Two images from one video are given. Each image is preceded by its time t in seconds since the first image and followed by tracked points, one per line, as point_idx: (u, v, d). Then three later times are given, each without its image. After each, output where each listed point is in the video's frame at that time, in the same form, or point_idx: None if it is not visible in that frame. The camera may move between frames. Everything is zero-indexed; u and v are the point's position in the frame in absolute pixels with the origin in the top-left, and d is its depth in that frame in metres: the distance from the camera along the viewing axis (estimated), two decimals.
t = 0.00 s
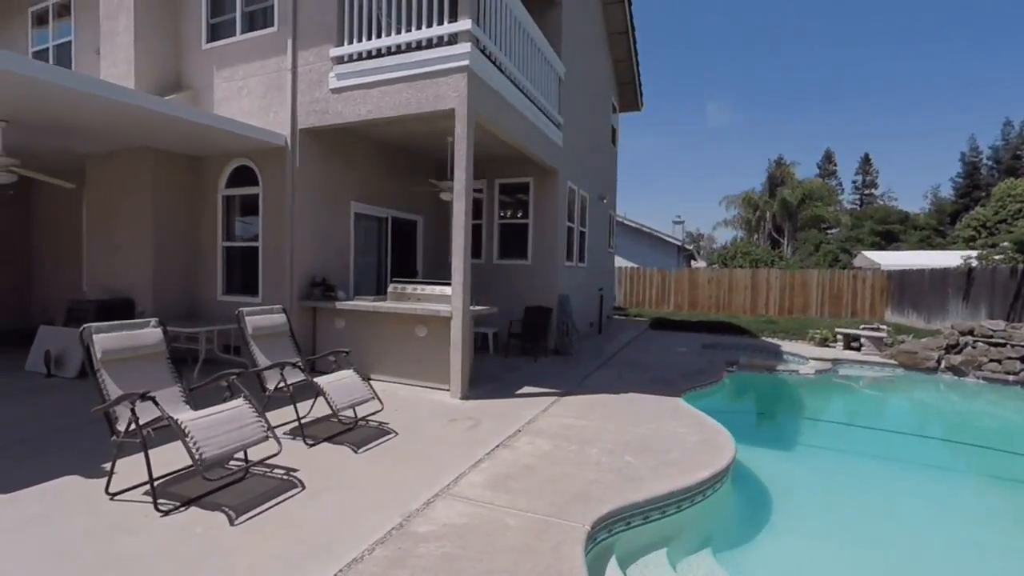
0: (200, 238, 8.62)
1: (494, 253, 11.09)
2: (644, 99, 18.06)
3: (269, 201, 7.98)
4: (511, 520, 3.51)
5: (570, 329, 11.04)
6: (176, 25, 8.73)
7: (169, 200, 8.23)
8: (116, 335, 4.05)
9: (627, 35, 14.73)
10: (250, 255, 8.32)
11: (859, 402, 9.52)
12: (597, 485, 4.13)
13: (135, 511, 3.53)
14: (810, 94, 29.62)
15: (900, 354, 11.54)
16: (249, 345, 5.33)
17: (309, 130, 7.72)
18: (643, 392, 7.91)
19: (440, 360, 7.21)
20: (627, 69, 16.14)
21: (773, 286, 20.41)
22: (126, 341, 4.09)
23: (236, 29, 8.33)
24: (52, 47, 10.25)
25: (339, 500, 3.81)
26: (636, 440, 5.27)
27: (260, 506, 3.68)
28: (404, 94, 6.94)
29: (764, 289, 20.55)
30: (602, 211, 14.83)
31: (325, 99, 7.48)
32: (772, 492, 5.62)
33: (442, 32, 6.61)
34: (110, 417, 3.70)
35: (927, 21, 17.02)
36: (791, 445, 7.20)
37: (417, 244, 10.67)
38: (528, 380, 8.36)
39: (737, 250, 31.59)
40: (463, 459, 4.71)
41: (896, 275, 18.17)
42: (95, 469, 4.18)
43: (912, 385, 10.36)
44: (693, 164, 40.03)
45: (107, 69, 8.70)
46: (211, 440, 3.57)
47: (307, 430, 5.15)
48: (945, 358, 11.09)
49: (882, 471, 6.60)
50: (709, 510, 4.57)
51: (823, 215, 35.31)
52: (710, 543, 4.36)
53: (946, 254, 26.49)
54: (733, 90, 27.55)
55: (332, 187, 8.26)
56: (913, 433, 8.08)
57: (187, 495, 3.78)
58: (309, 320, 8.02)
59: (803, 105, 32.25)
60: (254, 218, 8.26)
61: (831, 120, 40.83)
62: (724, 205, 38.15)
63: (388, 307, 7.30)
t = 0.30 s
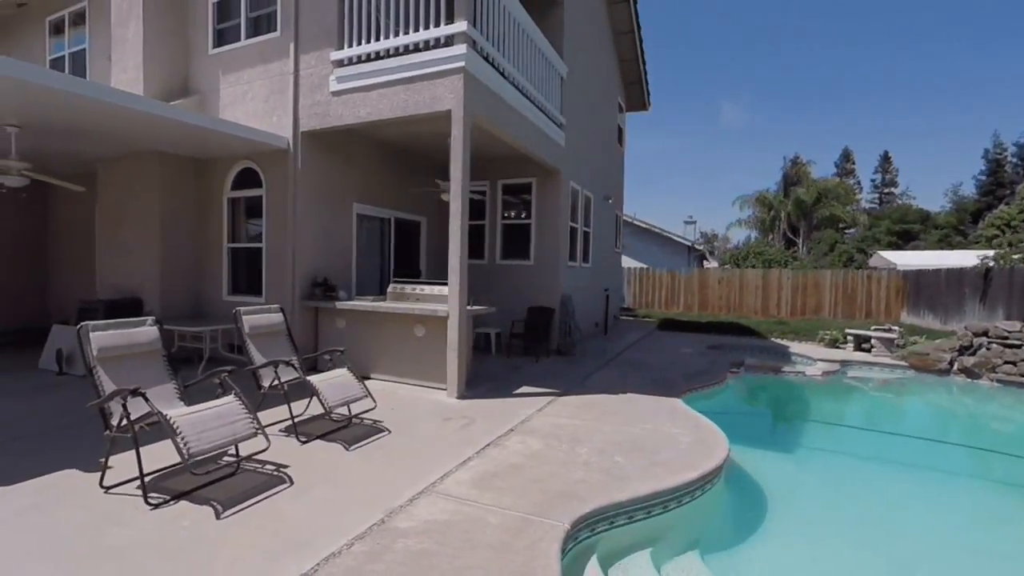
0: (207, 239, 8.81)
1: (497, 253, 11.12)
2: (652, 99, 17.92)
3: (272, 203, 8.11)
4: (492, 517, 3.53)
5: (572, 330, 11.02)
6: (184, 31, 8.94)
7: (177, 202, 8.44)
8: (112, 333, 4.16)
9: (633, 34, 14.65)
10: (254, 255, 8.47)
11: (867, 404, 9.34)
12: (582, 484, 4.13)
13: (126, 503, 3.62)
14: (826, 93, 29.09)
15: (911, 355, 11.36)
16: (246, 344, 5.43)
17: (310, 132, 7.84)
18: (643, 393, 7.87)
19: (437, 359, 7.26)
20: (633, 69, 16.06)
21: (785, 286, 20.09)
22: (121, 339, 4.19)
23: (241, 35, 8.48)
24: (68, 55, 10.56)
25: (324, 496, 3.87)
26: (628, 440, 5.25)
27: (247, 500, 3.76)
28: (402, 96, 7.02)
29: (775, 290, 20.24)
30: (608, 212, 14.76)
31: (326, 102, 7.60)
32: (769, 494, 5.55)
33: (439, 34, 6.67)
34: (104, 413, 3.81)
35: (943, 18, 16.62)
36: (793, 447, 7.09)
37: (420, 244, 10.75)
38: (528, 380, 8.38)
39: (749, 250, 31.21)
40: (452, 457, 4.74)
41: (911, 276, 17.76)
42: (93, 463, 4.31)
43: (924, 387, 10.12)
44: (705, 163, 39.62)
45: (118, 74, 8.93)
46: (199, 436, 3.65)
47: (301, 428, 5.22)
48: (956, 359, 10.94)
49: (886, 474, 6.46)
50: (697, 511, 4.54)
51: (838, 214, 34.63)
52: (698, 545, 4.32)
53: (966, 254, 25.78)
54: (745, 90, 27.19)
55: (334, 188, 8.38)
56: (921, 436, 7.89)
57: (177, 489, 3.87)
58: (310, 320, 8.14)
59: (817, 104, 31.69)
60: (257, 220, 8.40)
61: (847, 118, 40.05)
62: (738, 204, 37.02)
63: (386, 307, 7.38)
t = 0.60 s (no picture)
0: (217, 239, 9.02)
1: (502, 254, 11.16)
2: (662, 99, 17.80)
3: (279, 203, 8.28)
4: (476, 515, 3.58)
5: (577, 330, 11.01)
6: (197, 37, 9.18)
7: (189, 203, 8.67)
8: (116, 331, 4.31)
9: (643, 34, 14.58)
10: (261, 256, 8.65)
11: (877, 409, 9.15)
12: (570, 484, 4.15)
13: (125, 494, 3.75)
14: (845, 96, 28.53)
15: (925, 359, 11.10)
16: (248, 342, 5.57)
17: (316, 134, 7.99)
18: (644, 394, 7.84)
19: (438, 358, 7.33)
20: (643, 69, 15.98)
21: (799, 288, 19.74)
22: (124, 336, 4.34)
23: (250, 40, 8.68)
24: (88, 61, 10.92)
25: (315, 490, 3.96)
26: (622, 441, 5.25)
27: (240, 493, 3.86)
28: (404, 99, 7.11)
29: (789, 292, 19.91)
30: (616, 213, 14.71)
31: (330, 105, 7.73)
32: (767, 496, 5.48)
33: (439, 37, 6.76)
34: (107, 408, 3.96)
35: (964, 17, 16.23)
36: (796, 450, 6.98)
37: (426, 245, 10.86)
38: (530, 380, 8.40)
39: (764, 251, 30.74)
40: (445, 455, 4.80)
41: (930, 278, 17.34)
42: (98, 455, 4.47)
43: (938, 392, 9.88)
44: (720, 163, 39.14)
45: (133, 80, 9.20)
46: (195, 431, 3.77)
47: (300, 425, 5.33)
48: (972, 364, 10.65)
49: (890, 478, 6.33)
50: (687, 513, 4.53)
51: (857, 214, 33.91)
52: (687, 547, 4.31)
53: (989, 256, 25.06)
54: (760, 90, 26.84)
55: (340, 190, 8.52)
56: (931, 441, 7.71)
57: (175, 482, 4.00)
58: (315, 319, 8.29)
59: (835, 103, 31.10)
60: (265, 221, 8.58)
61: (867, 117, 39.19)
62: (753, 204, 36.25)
63: (389, 307, 7.48)
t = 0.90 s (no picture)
0: (229, 238, 9.22)
1: (509, 254, 11.20)
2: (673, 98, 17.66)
3: (288, 203, 8.42)
4: (468, 511, 3.60)
5: (584, 330, 10.98)
6: (210, 41, 9.41)
7: (201, 204, 8.88)
8: (124, 327, 4.45)
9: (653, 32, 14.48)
10: (270, 255, 8.81)
11: (889, 412, 8.95)
12: (564, 481, 4.16)
13: (129, 485, 3.87)
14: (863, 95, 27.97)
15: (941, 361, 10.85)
16: (253, 339, 5.69)
17: (323, 135, 8.10)
18: (648, 394, 7.80)
19: (442, 356, 7.39)
20: (653, 68, 15.90)
21: (814, 288, 19.39)
22: (132, 331, 4.48)
23: (261, 42, 8.84)
24: (107, 66, 11.22)
25: (312, 485, 4.03)
26: (620, 440, 5.24)
27: (239, 486, 3.95)
28: (408, 99, 7.19)
29: (804, 292, 19.58)
30: (625, 213, 14.65)
31: (337, 106, 7.85)
32: (770, 496, 5.42)
33: (442, 37, 6.82)
34: (114, 401, 4.08)
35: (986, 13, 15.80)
36: (803, 451, 6.89)
37: (433, 244, 10.94)
38: (534, 379, 8.42)
39: (779, 251, 30.29)
40: (443, 451, 4.85)
41: (951, 278, 16.93)
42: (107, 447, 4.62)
43: (954, 396, 9.63)
44: (735, 162, 38.65)
45: (148, 83, 9.43)
46: (196, 424, 3.87)
47: (302, 421, 5.42)
48: (990, 365, 10.37)
49: (898, 481, 6.20)
50: (683, 514, 4.50)
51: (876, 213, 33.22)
52: (682, 546, 4.29)
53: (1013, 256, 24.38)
54: (775, 90, 26.44)
55: (347, 190, 8.63)
56: (944, 445, 7.53)
57: (178, 474, 4.11)
58: (322, 317, 8.42)
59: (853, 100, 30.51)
60: (274, 221, 8.73)
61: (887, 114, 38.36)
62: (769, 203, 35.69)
63: (393, 306, 7.57)
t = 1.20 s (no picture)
0: (237, 237, 9.38)
1: (515, 252, 11.21)
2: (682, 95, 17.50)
3: (294, 202, 8.53)
4: (458, 507, 3.62)
5: (590, 329, 10.95)
6: (219, 44, 9.58)
7: (211, 204, 9.05)
8: (127, 322, 4.56)
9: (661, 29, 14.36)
10: (276, 253, 8.93)
11: (900, 413, 8.76)
12: (557, 478, 4.16)
13: (131, 477, 3.97)
14: (880, 92, 27.40)
15: (956, 361, 10.60)
16: (255, 335, 5.79)
17: (328, 135, 8.20)
18: (651, 393, 7.75)
19: (443, 354, 7.43)
20: (662, 65, 15.76)
21: (827, 287, 19.08)
22: (136, 327, 4.59)
23: (268, 44, 8.97)
24: (122, 70, 11.48)
25: (307, 479, 4.09)
26: (618, 439, 5.21)
27: (235, 480, 4.03)
28: (409, 99, 7.24)
29: (817, 291, 19.27)
30: (632, 211, 14.56)
31: (341, 106, 7.93)
32: (771, 495, 5.34)
33: (442, 37, 6.85)
34: (116, 396, 4.19)
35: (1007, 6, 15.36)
36: (808, 450, 6.78)
37: (439, 243, 10.99)
38: (537, 377, 8.43)
39: (792, 248, 29.87)
40: (438, 447, 4.88)
41: (969, 277, 16.53)
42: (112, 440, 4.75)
43: (969, 397, 9.40)
44: (748, 159, 38.15)
45: (160, 85, 9.63)
46: (194, 418, 3.96)
47: (302, 417, 5.50)
48: (1007, 366, 10.10)
49: (906, 482, 6.07)
50: (679, 512, 4.47)
51: (894, 210, 32.47)
52: (677, 544, 4.26)
53: None
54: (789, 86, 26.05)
55: (352, 189, 8.72)
56: (956, 446, 7.35)
57: (178, 467, 4.20)
58: (327, 315, 8.52)
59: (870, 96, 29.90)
60: (280, 220, 8.85)
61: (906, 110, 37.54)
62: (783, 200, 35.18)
63: (396, 304, 7.63)
